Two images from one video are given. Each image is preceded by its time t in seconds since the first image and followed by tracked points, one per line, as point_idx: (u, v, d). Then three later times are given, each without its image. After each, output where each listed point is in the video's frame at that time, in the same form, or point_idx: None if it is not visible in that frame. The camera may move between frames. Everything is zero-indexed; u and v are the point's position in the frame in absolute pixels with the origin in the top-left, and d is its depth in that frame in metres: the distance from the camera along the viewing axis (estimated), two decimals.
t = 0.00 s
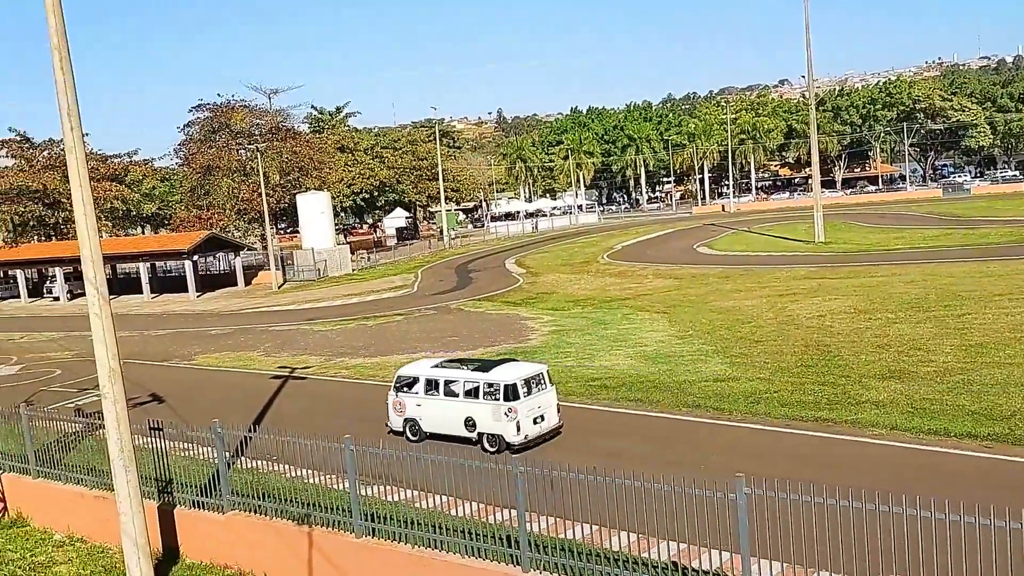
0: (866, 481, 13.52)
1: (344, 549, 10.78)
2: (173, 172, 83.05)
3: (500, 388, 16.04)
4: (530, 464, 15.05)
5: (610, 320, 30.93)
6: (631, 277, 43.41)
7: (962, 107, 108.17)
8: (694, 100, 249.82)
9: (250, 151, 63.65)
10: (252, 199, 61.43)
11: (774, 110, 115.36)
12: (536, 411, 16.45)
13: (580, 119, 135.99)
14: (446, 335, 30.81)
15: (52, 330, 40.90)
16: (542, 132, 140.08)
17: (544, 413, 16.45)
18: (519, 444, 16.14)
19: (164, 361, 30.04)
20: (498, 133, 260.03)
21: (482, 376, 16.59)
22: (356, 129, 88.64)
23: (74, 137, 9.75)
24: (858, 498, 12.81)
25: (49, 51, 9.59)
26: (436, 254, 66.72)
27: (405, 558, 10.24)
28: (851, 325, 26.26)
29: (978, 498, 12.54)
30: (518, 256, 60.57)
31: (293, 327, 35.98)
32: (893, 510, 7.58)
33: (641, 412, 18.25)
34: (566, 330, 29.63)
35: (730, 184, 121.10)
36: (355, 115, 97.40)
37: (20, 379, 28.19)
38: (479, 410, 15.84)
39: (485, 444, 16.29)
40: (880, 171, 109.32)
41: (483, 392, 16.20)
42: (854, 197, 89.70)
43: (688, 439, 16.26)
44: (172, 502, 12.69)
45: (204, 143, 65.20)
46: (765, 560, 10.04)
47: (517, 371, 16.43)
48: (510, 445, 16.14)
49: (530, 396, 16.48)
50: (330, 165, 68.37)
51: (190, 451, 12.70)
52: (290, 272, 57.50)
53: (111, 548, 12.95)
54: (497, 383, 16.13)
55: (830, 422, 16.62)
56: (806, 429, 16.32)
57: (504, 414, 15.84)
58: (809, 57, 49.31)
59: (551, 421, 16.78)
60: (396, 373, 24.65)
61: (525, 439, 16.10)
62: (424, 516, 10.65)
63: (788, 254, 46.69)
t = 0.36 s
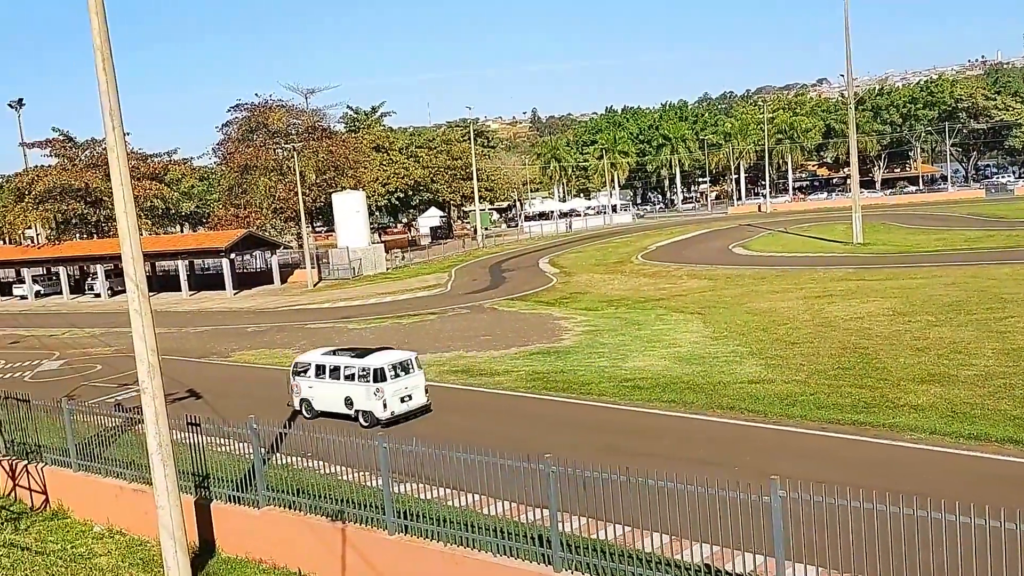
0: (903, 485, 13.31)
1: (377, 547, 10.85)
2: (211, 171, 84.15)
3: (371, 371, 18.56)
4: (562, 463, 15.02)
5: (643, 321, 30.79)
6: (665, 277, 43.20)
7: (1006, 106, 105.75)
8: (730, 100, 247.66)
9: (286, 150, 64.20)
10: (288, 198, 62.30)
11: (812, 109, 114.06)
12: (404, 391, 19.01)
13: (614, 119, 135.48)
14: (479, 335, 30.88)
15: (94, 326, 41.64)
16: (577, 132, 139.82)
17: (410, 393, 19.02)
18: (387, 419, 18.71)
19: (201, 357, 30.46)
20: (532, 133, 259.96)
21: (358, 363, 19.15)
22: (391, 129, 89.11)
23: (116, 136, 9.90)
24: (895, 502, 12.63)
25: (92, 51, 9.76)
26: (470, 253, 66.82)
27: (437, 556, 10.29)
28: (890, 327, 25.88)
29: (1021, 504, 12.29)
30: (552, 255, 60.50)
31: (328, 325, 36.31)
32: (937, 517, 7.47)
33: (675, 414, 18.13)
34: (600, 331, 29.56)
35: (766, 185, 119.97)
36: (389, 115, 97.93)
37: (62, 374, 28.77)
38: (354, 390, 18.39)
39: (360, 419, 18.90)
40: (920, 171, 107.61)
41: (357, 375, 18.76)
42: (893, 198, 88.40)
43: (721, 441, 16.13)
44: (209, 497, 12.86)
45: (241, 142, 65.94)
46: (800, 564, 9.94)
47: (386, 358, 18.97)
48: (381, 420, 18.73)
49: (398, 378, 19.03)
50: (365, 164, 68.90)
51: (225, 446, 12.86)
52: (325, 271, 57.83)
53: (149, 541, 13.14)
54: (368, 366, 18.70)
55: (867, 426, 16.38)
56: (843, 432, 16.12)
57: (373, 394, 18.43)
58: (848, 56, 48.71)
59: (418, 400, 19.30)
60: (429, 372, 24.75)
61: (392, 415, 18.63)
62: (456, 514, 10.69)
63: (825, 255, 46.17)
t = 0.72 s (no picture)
0: (923, 489, 13.19)
1: (393, 545, 10.89)
2: (232, 169, 84.64)
3: (276, 358, 21.47)
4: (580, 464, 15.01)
5: (661, 322, 30.73)
6: (684, 278, 43.10)
7: None
8: (750, 100, 246.26)
9: (306, 149, 64.44)
10: (307, 197, 62.90)
11: (833, 111, 113.35)
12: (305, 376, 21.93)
13: (634, 119, 135.23)
14: (496, 334, 30.92)
15: (115, 322, 42.05)
16: (596, 132, 139.66)
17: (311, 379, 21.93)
18: (288, 401, 21.62)
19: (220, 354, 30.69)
20: (550, 134, 259.90)
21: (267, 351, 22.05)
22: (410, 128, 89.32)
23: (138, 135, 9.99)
24: (914, 506, 12.52)
25: (115, 51, 9.85)
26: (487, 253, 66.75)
27: (453, 555, 10.31)
28: (911, 330, 25.65)
29: None
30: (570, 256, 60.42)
31: (346, 323, 36.47)
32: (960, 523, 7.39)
33: (692, 415, 18.06)
34: (617, 331, 29.52)
35: (787, 186, 119.27)
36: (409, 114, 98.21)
37: (84, 369, 29.06)
38: (260, 374, 21.27)
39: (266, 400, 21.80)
40: (943, 173, 106.60)
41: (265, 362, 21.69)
42: (915, 200, 87.72)
43: (737, 442, 16.07)
44: (227, 492, 12.96)
45: (262, 141, 65.89)
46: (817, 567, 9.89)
47: (291, 348, 21.89)
48: (283, 400, 21.60)
49: (301, 365, 21.96)
50: (384, 163, 69.17)
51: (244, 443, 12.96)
52: (343, 269, 57.79)
53: (168, 536, 13.24)
54: (273, 355, 21.64)
55: (887, 430, 16.25)
56: (862, 436, 16.01)
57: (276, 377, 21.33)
58: (870, 57, 48.35)
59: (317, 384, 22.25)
60: (446, 370, 24.81)
61: (292, 397, 21.55)
62: (473, 513, 10.71)
63: (846, 257, 45.87)
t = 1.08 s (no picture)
0: (951, 493, 13.03)
1: (416, 543, 10.93)
2: (260, 168, 85.29)
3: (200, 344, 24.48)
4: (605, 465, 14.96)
5: (686, 323, 30.57)
6: (710, 279, 42.87)
7: None
8: (778, 100, 244.47)
9: (333, 149, 64.81)
10: (333, 196, 63.22)
11: (863, 110, 112.20)
12: (228, 360, 24.90)
13: (660, 119, 134.78)
14: (521, 334, 30.92)
15: (144, 320, 42.55)
16: (622, 131, 139.32)
17: (233, 362, 24.91)
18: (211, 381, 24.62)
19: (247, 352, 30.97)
20: (576, 134, 259.50)
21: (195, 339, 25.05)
22: (437, 128, 89.54)
23: (168, 135, 10.09)
24: (942, 511, 12.36)
25: (146, 51, 9.97)
26: (513, 253, 66.75)
27: (476, 554, 10.31)
28: (941, 333, 25.36)
29: None
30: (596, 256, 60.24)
31: (372, 322, 36.64)
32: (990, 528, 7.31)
33: (716, 417, 17.99)
34: (643, 332, 29.41)
35: (816, 186, 118.24)
36: (435, 114, 98.41)
37: (113, 365, 29.44)
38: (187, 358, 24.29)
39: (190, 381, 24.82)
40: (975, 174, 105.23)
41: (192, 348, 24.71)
42: (946, 201, 86.72)
43: (762, 444, 15.97)
44: (253, 489, 13.07)
45: (289, 141, 66.49)
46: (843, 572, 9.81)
47: (215, 336, 24.90)
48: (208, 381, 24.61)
49: (224, 351, 24.96)
50: (410, 163, 69.49)
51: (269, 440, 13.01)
52: (369, 269, 57.99)
53: (195, 531, 13.36)
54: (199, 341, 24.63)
55: (916, 433, 16.07)
56: (889, 439, 15.86)
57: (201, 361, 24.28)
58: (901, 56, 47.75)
59: (239, 368, 25.20)
60: (471, 370, 24.86)
61: (214, 378, 24.54)
62: (496, 512, 10.72)
63: (875, 259, 45.43)
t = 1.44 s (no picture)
0: (976, 497, 12.87)
1: (436, 542, 10.94)
2: (281, 168, 85.75)
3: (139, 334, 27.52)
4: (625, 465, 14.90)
5: (708, 324, 30.40)
6: (732, 280, 42.65)
7: None
8: (800, 100, 242.62)
9: (355, 149, 65.03)
10: (356, 196, 63.45)
11: (888, 110, 111.11)
12: (164, 348, 27.94)
13: (682, 118, 134.28)
14: (541, 334, 30.88)
15: (167, 318, 42.93)
16: (644, 131, 139.01)
17: (169, 349, 27.93)
18: (149, 366, 27.66)
19: (268, 350, 31.16)
20: (597, 134, 258.99)
21: (135, 329, 28.15)
22: (458, 128, 89.63)
23: (191, 135, 10.16)
24: (967, 516, 12.21)
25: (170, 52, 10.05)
26: (534, 253, 66.67)
27: (495, 554, 10.32)
28: (967, 335, 25.06)
29: None
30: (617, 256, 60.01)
31: (393, 321, 36.71)
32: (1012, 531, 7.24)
33: (737, 418, 17.90)
34: (663, 332, 29.29)
35: (839, 186, 117.28)
36: (456, 114, 98.55)
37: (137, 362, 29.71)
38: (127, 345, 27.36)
39: (134, 366, 27.87)
40: (1002, 174, 104.04)
41: (132, 336, 27.78)
42: (972, 202, 85.78)
43: (784, 446, 15.85)
44: (275, 487, 13.14)
45: (312, 140, 67.30)
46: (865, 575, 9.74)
47: (153, 326, 27.97)
48: (146, 366, 27.66)
49: (161, 340, 28.01)
50: (431, 163, 69.62)
51: (291, 438, 13.06)
52: (390, 268, 58.02)
53: (216, 529, 13.44)
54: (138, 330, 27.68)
55: (941, 436, 15.90)
56: (914, 442, 15.69)
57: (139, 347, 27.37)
58: (927, 53, 47.22)
59: (176, 355, 28.24)
60: (491, 369, 24.87)
61: (152, 363, 27.59)
62: (515, 512, 10.71)
63: (900, 260, 45.01)
